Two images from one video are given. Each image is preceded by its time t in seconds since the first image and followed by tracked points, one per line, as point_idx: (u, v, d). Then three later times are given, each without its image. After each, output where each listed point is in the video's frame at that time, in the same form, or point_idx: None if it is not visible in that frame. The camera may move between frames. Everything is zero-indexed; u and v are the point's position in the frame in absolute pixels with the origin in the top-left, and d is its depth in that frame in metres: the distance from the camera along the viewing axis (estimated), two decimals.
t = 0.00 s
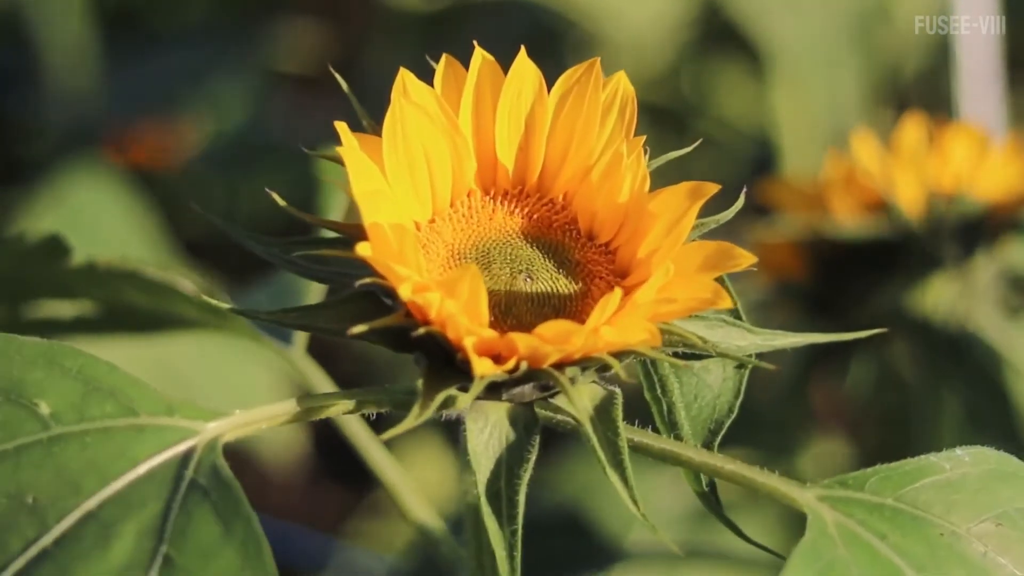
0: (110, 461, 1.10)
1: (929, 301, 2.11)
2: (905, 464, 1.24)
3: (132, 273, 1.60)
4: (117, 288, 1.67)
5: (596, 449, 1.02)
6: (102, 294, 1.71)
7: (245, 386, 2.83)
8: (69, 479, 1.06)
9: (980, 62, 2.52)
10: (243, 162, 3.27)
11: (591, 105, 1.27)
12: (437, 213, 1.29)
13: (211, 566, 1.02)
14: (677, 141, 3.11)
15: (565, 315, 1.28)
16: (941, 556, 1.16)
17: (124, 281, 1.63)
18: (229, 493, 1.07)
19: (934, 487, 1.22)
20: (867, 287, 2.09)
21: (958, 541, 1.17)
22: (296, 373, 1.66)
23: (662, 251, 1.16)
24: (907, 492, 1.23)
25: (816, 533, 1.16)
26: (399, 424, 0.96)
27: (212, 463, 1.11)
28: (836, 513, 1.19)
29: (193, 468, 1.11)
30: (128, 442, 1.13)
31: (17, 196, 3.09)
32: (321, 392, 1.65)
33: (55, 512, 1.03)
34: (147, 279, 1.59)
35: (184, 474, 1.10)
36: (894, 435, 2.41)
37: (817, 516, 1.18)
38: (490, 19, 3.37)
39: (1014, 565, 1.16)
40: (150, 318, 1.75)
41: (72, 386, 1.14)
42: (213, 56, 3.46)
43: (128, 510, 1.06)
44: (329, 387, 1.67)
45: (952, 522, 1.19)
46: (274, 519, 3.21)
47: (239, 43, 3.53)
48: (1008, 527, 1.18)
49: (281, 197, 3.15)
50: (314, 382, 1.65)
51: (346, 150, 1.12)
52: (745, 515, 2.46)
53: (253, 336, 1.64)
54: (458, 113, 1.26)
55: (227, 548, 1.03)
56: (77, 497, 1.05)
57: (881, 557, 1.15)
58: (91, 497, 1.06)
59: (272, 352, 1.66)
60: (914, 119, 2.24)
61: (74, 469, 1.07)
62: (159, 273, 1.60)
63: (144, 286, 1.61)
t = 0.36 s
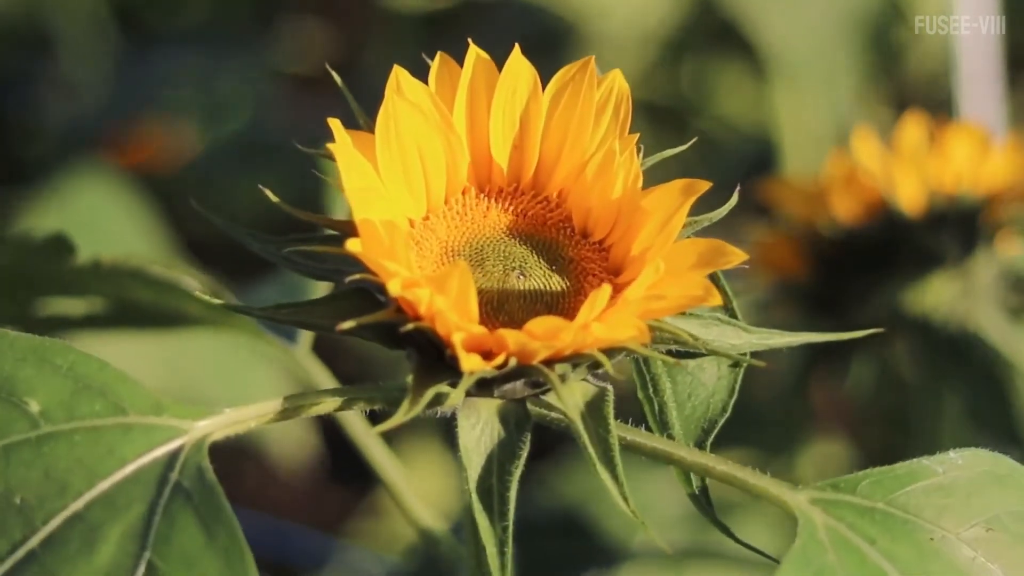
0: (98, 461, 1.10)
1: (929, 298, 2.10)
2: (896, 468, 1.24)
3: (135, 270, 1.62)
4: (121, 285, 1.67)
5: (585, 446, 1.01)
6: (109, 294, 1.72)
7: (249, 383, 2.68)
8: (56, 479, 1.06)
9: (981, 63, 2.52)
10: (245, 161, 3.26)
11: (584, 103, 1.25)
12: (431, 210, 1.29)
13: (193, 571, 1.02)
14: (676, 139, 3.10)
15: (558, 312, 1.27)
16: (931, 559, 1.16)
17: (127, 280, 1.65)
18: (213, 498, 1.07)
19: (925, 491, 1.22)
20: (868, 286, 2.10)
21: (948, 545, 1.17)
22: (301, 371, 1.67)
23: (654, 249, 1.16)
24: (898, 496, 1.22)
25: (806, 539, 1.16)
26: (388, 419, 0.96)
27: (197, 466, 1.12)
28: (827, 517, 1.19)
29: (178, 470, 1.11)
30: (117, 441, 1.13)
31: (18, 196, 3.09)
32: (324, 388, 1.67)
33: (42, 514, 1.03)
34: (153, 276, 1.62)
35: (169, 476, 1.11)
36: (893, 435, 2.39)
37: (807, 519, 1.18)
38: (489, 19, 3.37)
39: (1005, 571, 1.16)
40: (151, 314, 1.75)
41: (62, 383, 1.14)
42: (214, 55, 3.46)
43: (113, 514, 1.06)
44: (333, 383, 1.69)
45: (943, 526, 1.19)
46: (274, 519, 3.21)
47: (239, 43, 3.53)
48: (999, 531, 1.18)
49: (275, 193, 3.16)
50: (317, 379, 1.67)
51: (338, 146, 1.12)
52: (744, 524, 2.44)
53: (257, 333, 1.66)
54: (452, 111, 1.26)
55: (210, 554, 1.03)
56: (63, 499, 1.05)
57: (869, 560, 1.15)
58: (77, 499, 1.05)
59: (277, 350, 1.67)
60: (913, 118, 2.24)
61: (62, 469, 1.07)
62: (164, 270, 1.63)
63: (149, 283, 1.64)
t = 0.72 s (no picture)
0: (105, 465, 1.10)
1: (929, 303, 2.11)
2: (903, 469, 1.24)
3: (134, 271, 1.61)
4: (116, 283, 1.67)
5: (593, 446, 1.02)
6: (104, 293, 1.71)
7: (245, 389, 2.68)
8: (64, 484, 1.06)
9: (980, 63, 2.52)
10: (248, 162, 3.30)
11: (588, 105, 1.26)
12: (435, 211, 1.29)
13: (204, 571, 1.02)
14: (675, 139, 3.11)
15: (563, 313, 1.28)
16: (937, 560, 1.15)
17: (124, 279, 1.64)
18: (223, 500, 1.08)
19: (932, 491, 1.22)
20: (868, 286, 2.08)
21: (954, 545, 1.17)
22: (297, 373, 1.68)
23: (659, 251, 1.16)
24: (906, 496, 1.23)
25: (816, 540, 1.17)
26: (396, 422, 0.96)
27: (206, 470, 1.13)
28: (835, 518, 1.20)
29: (188, 473, 1.12)
30: (124, 445, 1.13)
31: (18, 197, 3.09)
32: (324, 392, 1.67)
33: (50, 517, 1.03)
34: (149, 275, 1.61)
35: (178, 480, 1.11)
36: (893, 435, 2.40)
37: (815, 521, 1.19)
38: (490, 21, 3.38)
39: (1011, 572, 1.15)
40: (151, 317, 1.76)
41: (68, 387, 1.14)
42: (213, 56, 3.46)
43: (122, 518, 1.05)
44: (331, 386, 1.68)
45: (949, 526, 1.19)
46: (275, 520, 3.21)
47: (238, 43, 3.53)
48: (1005, 531, 1.17)
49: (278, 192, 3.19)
50: (316, 383, 1.67)
51: (343, 148, 1.12)
52: (750, 520, 2.45)
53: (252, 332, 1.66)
54: (456, 111, 1.26)
55: (220, 556, 1.03)
56: (72, 503, 1.05)
57: (877, 562, 1.15)
58: (85, 503, 1.05)
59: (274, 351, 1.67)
60: (913, 119, 2.25)
61: (70, 473, 1.07)
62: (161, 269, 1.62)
63: (144, 282, 1.63)
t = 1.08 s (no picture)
0: (95, 459, 1.10)
1: (929, 303, 2.11)
2: (895, 470, 1.24)
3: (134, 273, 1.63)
4: (117, 285, 1.67)
5: (584, 442, 1.01)
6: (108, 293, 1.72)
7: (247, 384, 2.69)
8: (54, 476, 1.07)
9: (982, 62, 2.52)
10: (245, 161, 3.27)
11: (586, 102, 1.26)
12: (432, 209, 1.29)
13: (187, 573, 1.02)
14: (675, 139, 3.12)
15: (558, 311, 1.28)
16: (927, 564, 1.16)
17: (126, 280, 1.66)
18: (209, 500, 1.07)
19: (923, 494, 1.22)
20: (869, 286, 2.09)
21: (944, 548, 1.17)
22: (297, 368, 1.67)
23: (654, 248, 1.16)
24: (896, 498, 1.22)
25: (805, 537, 1.16)
26: (388, 418, 0.96)
27: (195, 468, 1.11)
28: (825, 517, 1.19)
29: (176, 470, 1.11)
30: (115, 440, 1.13)
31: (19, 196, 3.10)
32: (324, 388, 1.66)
33: (39, 511, 1.04)
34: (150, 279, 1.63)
35: (167, 477, 1.10)
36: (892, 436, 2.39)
37: (806, 519, 1.18)
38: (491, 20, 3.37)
39: None
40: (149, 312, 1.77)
41: (61, 379, 1.13)
42: (214, 55, 3.46)
43: (109, 514, 1.06)
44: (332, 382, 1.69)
45: (940, 530, 1.19)
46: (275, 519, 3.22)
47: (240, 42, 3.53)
48: (995, 538, 1.18)
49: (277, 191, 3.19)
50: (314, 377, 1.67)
51: (339, 144, 1.12)
52: (742, 523, 2.45)
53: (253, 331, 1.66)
54: (453, 109, 1.26)
55: (205, 557, 1.03)
56: (60, 496, 1.06)
57: (868, 562, 1.15)
58: (74, 497, 1.06)
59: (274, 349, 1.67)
60: (913, 118, 2.24)
61: (61, 466, 1.08)
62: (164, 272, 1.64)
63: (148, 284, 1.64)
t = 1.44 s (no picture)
0: (87, 464, 1.09)
1: (929, 300, 2.15)
2: (889, 466, 1.22)
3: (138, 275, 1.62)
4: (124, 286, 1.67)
5: (577, 442, 1.01)
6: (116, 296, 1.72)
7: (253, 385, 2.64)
8: (47, 481, 1.07)
9: (981, 64, 2.51)
10: (248, 160, 3.28)
11: (584, 103, 1.26)
12: (429, 210, 1.29)
13: None
14: (675, 139, 3.12)
15: (554, 313, 1.27)
16: (926, 562, 1.16)
17: (133, 283, 1.65)
18: (198, 504, 1.07)
19: (919, 489, 1.21)
20: (867, 284, 2.09)
21: (942, 544, 1.17)
22: (304, 368, 1.67)
23: (652, 250, 1.16)
24: (893, 493, 1.21)
25: (797, 537, 1.17)
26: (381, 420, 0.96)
27: (185, 471, 1.11)
28: (818, 516, 1.19)
29: (166, 473, 1.11)
30: (108, 444, 1.12)
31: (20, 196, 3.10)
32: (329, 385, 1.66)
33: (30, 518, 1.04)
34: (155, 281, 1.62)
35: (157, 480, 1.10)
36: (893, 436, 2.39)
37: (798, 518, 1.18)
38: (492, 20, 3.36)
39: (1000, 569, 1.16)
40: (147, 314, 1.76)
41: (55, 386, 1.14)
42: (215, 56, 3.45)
43: (100, 519, 1.06)
44: (337, 381, 1.68)
45: (937, 524, 1.19)
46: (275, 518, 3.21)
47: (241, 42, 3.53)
48: (994, 529, 1.18)
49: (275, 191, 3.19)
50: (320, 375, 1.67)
51: (333, 145, 1.11)
52: (743, 524, 2.44)
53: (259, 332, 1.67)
54: (451, 110, 1.26)
55: (195, 560, 1.03)
56: (52, 503, 1.05)
57: (863, 561, 1.16)
58: (65, 503, 1.05)
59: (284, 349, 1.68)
60: (913, 118, 2.24)
61: (52, 472, 1.07)
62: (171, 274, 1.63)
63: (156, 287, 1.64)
